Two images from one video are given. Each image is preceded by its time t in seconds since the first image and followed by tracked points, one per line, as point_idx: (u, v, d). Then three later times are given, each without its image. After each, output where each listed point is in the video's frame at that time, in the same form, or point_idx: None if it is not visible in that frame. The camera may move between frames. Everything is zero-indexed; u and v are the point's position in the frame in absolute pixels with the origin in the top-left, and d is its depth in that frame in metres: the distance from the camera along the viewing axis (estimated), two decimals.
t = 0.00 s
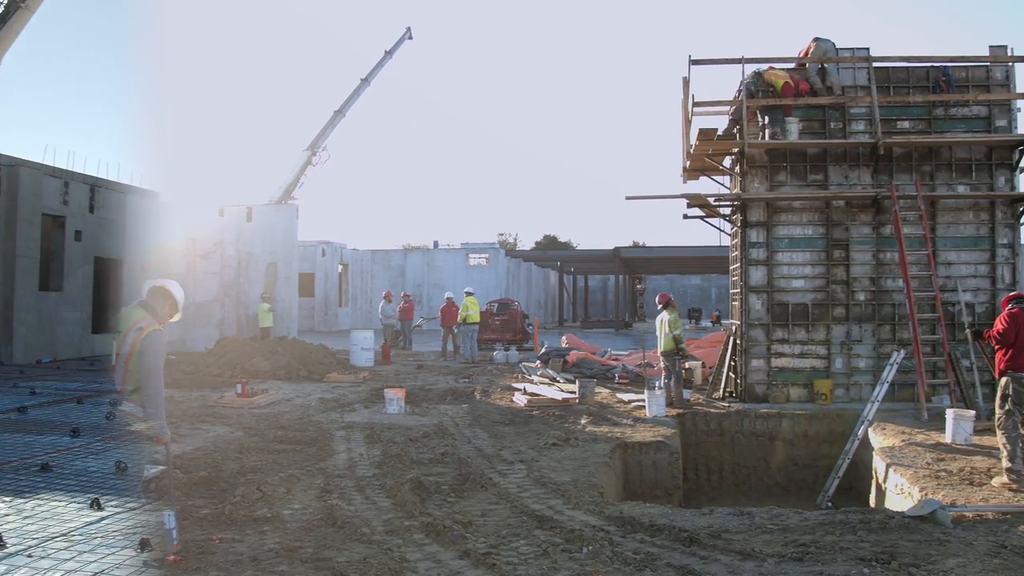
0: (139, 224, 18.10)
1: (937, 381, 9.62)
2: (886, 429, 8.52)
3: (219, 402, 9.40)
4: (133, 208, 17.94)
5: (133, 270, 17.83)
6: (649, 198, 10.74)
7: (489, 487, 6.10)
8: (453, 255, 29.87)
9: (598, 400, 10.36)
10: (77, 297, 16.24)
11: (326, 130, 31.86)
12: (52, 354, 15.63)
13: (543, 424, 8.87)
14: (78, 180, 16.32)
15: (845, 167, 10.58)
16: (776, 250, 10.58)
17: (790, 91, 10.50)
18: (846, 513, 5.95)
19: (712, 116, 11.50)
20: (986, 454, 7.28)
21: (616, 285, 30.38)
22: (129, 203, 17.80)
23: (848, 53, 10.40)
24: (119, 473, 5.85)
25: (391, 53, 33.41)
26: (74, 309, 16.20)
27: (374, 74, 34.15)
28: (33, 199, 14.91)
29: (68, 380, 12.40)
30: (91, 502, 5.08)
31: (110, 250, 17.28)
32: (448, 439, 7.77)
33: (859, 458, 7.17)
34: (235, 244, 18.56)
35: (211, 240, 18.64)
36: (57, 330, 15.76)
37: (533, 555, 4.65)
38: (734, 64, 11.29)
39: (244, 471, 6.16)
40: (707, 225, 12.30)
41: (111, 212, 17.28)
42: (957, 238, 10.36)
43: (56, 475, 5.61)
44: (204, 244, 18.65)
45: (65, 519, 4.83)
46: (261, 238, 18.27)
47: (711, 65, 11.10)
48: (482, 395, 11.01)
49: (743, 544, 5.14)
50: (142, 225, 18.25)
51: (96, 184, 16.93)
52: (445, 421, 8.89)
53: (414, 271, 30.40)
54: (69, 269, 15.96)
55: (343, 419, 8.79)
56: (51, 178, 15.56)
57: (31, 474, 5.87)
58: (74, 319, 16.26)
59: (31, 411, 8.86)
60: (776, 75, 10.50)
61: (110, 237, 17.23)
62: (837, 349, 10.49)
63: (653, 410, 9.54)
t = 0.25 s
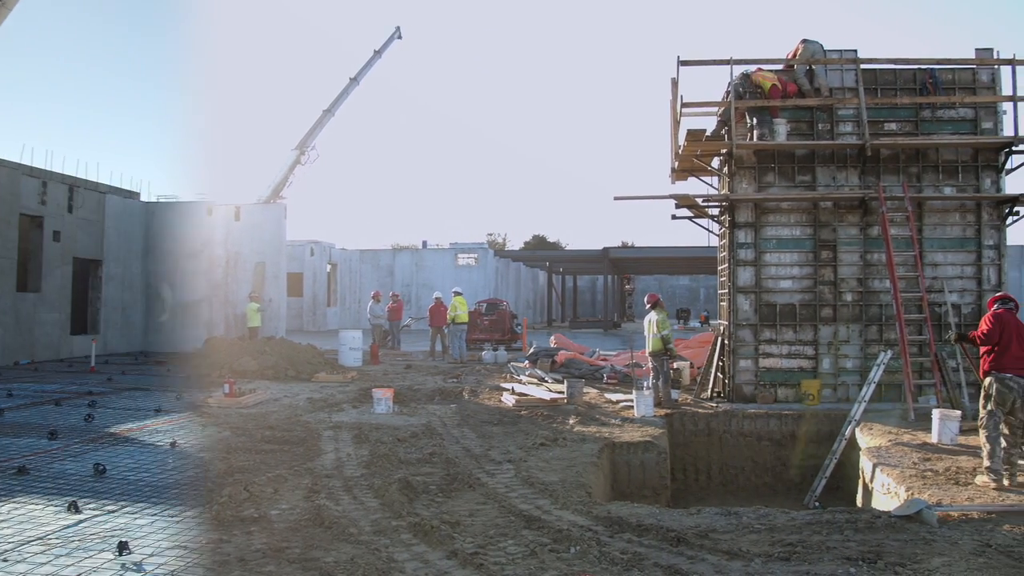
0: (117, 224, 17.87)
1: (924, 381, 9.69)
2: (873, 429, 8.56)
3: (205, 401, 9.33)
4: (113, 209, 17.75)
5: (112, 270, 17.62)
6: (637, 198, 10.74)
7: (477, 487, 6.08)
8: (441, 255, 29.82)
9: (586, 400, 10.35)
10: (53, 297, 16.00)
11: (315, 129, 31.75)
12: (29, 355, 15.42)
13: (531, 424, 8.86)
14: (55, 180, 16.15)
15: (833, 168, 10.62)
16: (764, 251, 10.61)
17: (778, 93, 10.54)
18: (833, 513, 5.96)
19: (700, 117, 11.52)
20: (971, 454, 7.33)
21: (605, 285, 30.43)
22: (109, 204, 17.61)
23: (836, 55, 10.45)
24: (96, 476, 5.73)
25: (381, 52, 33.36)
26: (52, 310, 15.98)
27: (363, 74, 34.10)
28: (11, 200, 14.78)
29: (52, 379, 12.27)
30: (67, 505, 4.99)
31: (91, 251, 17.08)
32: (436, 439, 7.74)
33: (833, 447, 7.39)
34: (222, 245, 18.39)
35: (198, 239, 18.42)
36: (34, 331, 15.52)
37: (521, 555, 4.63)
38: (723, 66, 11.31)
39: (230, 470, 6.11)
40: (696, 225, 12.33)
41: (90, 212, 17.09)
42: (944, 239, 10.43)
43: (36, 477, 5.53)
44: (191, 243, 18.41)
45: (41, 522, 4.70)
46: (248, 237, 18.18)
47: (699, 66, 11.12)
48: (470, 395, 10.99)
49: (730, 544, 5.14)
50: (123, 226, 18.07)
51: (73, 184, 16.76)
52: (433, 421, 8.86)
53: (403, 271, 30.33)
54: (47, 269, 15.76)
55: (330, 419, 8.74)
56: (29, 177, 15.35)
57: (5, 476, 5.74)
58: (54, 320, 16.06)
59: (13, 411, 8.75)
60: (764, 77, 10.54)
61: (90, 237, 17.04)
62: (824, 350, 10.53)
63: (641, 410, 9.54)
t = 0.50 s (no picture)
0: (96, 223, 17.65)
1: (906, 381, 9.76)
2: (856, 429, 8.60)
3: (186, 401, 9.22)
4: (91, 208, 17.52)
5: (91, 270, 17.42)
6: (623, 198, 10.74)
7: (462, 487, 6.04)
8: (426, 255, 29.72)
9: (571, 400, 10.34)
10: (31, 297, 15.82)
11: (300, 128, 31.56)
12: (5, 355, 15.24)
13: (516, 424, 8.84)
14: (33, 180, 15.89)
15: (817, 169, 10.67)
16: (748, 252, 10.64)
17: (762, 95, 10.59)
18: (816, 512, 5.98)
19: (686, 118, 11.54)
20: (952, 454, 7.38)
21: (590, 285, 30.46)
22: (87, 203, 17.38)
23: (820, 57, 10.50)
24: (73, 477, 5.64)
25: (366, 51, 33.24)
26: (29, 311, 15.78)
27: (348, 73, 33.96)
28: None
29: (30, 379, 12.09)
30: (43, 507, 4.89)
31: (69, 251, 16.84)
32: (420, 439, 7.70)
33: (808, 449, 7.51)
34: (206, 244, 18.04)
35: (179, 239, 18.17)
36: (11, 331, 15.35)
37: (504, 555, 4.60)
38: (708, 67, 11.34)
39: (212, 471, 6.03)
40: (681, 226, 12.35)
41: (67, 212, 16.85)
42: (927, 240, 10.51)
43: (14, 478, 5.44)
44: (172, 243, 18.23)
45: (17, 523, 4.61)
46: (232, 237, 17.85)
47: (685, 68, 11.14)
48: (455, 395, 10.95)
49: (714, 544, 5.14)
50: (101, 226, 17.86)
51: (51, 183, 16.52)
52: (418, 421, 8.81)
53: (388, 271, 30.18)
54: (24, 269, 15.56)
55: (314, 418, 8.67)
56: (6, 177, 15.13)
57: None
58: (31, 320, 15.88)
59: None
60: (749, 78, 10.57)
61: (68, 237, 16.79)
62: (808, 350, 10.57)
63: (625, 410, 9.54)
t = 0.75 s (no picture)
0: (73, 222, 17.42)
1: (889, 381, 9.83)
2: (838, 429, 8.64)
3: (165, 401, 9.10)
4: (69, 207, 17.27)
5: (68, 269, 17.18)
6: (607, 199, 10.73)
7: (445, 487, 6.00)
8: (411, 255, 29.61)
9: (555, 400, 10.32)
10: (7, 296, 15.58)
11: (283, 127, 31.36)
12: None
13: (500, 424, 8.81)
14: (10, 177, 15.64)
15: (801, 170, 10.71)
16: (732, 252, 10.66)
17: (747, 96, 10.62)
18: (799, 512, 5.99)
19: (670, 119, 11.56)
20: (933, 453, 7.42)
21: (575, 286, 30.49)
22: (64, 201, 17.13)
23: (805, 58, 10.54)
24: (49, 479, 5.53)
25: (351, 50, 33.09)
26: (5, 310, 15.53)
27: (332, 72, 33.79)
28: None
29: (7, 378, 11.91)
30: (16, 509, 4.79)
31: (46, 249, 16.58)
32: (404, 439, 7.64)
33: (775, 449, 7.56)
34: (186, 245, 17.88)
35: (158, 238, 18.05)
36: None
37: (487, 555, 4.56)
38: (693, 68, 11.36)
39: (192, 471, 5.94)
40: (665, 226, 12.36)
41: (44, 210, 16.58)
42: (910, 241, 10.58)
43: None
44: (151, 242, 18.09)
45: None
46: (213, 237, 17.71)
47: (670, 68, 11.15)
48: (439, 395, 10.90)
49: (697, 543, 5.13)
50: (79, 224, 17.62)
51: (28, 181, 16.24)
52: (402, 421, 8.75)
53: (372, 271, 30.07)
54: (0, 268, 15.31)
55: (296, 419, 8.59)
56: None
57: None
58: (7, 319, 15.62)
59: None
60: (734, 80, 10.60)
61: (45, 236, 16.52)
62: (792, 350, 10.61)
63: (609, 410, 9.53)
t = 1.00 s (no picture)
0: (50, 221, 17.15)
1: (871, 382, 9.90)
2: (821, 429, 8.69)
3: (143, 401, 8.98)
4: (45, 205, 16.99)
5: (44, 269, 16.92)
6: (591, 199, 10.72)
7: (428, 487, 5.95)
8: (395, 255, 29.51)
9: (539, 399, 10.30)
10: None
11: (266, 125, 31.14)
12: None
13: (483, 425, 8.78)
14: None
15: (784, 172, 10.75)
16: (716, 253, 10.69)
17: (730, 98, 10.66)
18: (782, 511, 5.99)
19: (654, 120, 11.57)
20: (915, 452, 7.47)
21: (560, 286, 30.53)
22: (40, 199, 16.82)
23: (788, 60, 10.57)
24: (21, 482, 5.41)
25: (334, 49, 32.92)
26: None
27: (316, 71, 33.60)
28: None
29: None
30: None
31: (22, 249, 16.30)
32: (387, 439, 7.58)
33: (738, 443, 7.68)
34: (164, 244, 17.72)
35: (136, 238, 17.87)
36: None
37: (471, 555, 4.51)
38: (677, 69, 11.37)
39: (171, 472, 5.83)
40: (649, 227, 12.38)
41: (20, 209, 16.30)
42: (892, 243, 10.66)
43: None
44: (128, 242, 17.89)
45: None
46: (191, 237, 17.57)
47: (654, 69, 11.16)
48: (421, 395, 10.84)
49: (680, 543, 5.11)
50: (55, 222, 17.35)
51: (3, 180, 15.91)
52: (384, 422, 8.70)
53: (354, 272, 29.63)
54: None
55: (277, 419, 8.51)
56: None
57: None
58: None
59: None
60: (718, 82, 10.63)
61: (20, 235, 16.24)
62: (775, 351, 10.65)
63: (593, 410, 9.52)
